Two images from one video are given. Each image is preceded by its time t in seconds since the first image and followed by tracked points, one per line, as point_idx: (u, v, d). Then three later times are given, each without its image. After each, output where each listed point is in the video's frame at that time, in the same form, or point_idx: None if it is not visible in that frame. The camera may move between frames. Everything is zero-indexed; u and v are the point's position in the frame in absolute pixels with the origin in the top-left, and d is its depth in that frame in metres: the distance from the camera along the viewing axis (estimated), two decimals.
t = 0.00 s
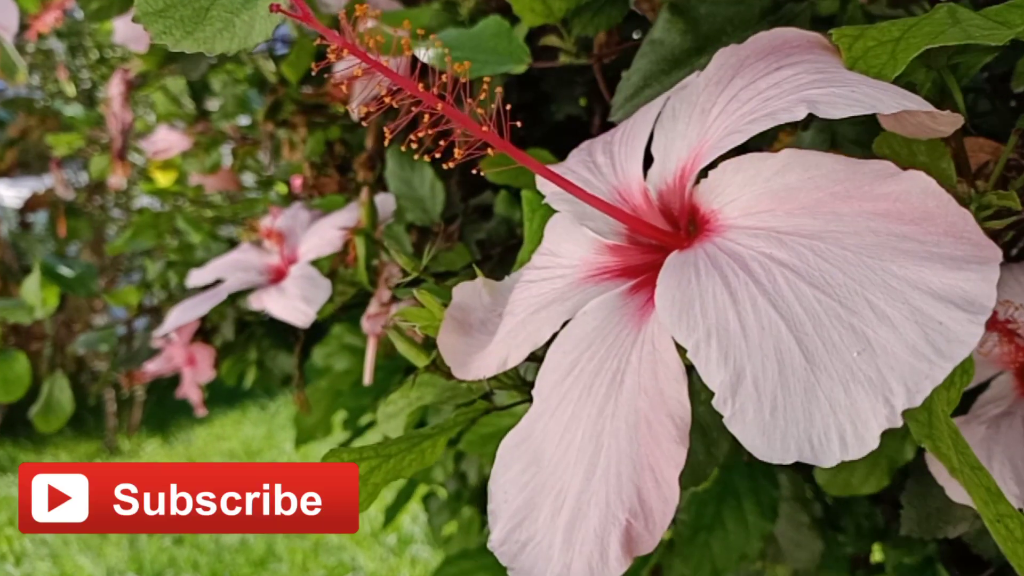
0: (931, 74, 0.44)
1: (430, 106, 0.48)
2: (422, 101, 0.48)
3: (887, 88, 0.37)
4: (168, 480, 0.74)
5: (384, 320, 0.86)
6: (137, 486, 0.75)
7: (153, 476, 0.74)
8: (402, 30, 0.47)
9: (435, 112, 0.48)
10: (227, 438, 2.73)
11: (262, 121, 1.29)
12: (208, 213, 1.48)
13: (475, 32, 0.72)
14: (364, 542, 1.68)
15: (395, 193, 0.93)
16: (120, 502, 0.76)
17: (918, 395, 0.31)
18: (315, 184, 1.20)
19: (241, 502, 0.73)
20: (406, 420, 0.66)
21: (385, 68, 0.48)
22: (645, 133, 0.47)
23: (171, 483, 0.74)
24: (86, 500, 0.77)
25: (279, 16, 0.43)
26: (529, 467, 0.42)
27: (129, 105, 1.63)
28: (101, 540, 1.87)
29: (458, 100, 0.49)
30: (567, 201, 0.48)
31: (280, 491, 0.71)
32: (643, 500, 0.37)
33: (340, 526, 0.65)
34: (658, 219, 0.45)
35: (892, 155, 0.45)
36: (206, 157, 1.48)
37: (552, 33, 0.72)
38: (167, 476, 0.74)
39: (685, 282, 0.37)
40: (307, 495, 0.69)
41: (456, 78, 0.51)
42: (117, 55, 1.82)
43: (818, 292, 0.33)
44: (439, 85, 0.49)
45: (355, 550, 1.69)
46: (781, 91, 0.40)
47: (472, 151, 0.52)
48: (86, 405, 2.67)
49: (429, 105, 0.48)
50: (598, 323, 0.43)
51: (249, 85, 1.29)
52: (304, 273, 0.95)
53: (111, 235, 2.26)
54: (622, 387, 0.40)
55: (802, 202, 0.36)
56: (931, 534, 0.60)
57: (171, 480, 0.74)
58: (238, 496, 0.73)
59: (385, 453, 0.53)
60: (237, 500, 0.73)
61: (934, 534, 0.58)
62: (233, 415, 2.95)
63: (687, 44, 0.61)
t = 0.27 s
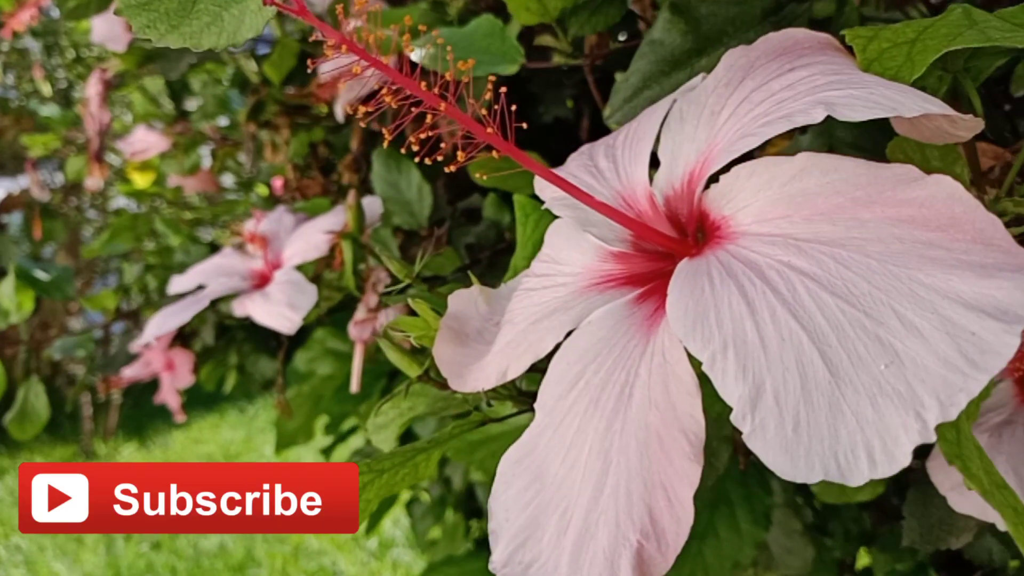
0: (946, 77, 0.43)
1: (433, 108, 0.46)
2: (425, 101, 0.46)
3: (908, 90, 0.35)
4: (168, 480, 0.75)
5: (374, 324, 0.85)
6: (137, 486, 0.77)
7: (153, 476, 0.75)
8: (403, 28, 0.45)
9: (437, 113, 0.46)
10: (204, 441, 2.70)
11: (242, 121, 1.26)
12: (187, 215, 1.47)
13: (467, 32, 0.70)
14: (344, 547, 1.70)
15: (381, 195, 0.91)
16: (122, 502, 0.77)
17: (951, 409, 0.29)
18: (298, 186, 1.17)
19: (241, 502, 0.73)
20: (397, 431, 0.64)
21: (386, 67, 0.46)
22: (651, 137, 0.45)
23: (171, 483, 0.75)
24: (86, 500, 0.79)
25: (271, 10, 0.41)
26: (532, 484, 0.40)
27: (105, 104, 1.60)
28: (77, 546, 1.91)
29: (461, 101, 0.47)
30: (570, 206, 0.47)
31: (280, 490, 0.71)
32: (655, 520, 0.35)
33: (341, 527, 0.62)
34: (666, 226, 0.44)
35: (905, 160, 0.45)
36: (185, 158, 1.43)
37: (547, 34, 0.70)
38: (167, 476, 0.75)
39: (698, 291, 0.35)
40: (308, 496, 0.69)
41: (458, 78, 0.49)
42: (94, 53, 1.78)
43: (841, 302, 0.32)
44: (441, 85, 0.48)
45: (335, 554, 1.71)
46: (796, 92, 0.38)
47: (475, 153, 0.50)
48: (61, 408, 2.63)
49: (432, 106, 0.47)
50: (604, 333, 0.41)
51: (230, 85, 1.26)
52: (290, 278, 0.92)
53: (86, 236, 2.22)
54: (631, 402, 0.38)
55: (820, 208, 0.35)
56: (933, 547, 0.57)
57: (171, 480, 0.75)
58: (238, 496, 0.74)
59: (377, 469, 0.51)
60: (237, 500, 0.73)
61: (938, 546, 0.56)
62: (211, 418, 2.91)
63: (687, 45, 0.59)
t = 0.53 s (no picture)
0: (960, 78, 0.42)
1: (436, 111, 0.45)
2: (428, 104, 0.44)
3: (929, 92, 0.34)
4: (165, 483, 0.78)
5: (358, 330, 0.83)
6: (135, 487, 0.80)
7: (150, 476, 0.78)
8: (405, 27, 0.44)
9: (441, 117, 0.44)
10: (180, 444, 2.66)
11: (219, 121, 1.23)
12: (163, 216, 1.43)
13: (457, 30, 0.68)
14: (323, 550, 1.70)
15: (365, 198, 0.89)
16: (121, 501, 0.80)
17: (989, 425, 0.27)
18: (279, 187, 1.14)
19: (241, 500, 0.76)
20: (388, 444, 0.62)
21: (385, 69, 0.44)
22: (657, 141, 0.43)
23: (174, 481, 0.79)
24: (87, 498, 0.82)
25: (260, 5, 0.39)
26: (537, 503, 0.38)
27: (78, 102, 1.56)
28: (51, 551, 1.96)
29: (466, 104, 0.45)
30: (571, 213, 0.45)
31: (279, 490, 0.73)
32: (670, 544, 0.33)
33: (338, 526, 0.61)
34: (672, 234, 0.42)
35: (918, 165, 0.43)
36: (161, 159, 1.39)
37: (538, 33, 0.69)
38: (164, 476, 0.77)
39: (713, 302, 0.34)
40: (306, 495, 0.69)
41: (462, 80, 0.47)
42: (66, 52, 1.74)
43: (867, 313, 0.30)
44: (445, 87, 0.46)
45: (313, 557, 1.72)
46: (811, 95, 0.37)
47: (479, 157, 0.48)
48: (34, 413, 2.59)
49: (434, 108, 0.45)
50: (610, 346, 0.40)
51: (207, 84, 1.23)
52: (273, 283, 0.89)
53: (59, 238, 2.17)
54: (642, 418, 0.36)
55: (842, 215, 0.33)
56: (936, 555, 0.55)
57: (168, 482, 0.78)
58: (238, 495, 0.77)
59: (371, 485, 0.49)
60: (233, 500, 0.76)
61: (940, 555, 0.54)
62: (187, 421, 2.87)
63: (686, 44, 0.58)
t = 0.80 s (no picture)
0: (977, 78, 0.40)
1: (444, 113, 0.43)
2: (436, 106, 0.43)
3: (954, 93, 0.33)
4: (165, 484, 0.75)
5: (346, 335, 0.82)
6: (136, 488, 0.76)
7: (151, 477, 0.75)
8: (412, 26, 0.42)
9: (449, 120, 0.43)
10: (156, 448, 2.61)
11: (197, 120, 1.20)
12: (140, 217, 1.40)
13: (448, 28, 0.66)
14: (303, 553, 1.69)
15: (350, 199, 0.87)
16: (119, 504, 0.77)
17: None
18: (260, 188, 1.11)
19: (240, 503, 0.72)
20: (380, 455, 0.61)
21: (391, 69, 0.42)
22: (665, 143, 0.42)
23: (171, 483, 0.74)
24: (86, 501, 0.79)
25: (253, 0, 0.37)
26: (546, 521, 0.36)
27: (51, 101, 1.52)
28: (25, 557, 1.93)
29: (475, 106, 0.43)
30: (575, 218, 0.44)
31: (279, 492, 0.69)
32: (691, 566, 0.32)
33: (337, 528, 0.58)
34: (682, 240, 0.41)
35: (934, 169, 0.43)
36: (138, 158, 1.35)
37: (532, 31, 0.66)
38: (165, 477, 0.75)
39: (734, 311, 0.33)
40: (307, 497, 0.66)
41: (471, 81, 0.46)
42: (39, 51, 1.70)
43: (899, 323, 0.29)
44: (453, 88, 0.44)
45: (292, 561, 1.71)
46: (828, 96, 0.36)
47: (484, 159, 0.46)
48: (6, 417, 2.54)
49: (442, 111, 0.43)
50: (620, 356, 0.38)
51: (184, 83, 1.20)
52: (256, 287, 0.87)
53: (31, 239, 2.12)
54: (658, 432, 0.35)
55: (868, 220, 0.32)
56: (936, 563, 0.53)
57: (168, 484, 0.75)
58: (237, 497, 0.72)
59: (367, 501, 0.47)
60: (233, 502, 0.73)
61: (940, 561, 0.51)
62: (164, 423, 2.83)
63: (686, 44, 0.55)
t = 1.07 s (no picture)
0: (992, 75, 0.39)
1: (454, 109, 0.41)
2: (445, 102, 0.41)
3: (978, 90, 0.32)
4: (167, 481, 0.70)
5: (331, 335, 0.80)
6: (138, 486, 0.71)
7: (150, 475, 0.70)
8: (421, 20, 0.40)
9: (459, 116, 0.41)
10: (130, 448, 2.56)
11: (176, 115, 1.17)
12: (114, 214, 1.37)
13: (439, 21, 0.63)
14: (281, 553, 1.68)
15: (333, 196, 0.85)
16: (123, 503, 0.72)
17: None
18: (240, 186, 1.08)
19: (241, 502, 0.68)
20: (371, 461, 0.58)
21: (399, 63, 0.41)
22: (673, 141, 0.41)
23: (171, 482, 0.70)
24: (86, 501, 0.75)
25: None
26: (555, 533, 0.35)
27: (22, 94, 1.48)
28: None
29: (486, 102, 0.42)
30: (578, 218, 0.43)
31: (279, 490, 0.65)
32: None
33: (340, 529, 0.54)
34: (691, 241, 0.39)
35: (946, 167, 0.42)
36: (113, 155, 1.31)
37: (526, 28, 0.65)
38: (166, 476, 0.70)
39: (754, 315, 0.31)
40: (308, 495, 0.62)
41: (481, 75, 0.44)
42: (10, 43, 1.65)
43: (930, 329, 0.28)
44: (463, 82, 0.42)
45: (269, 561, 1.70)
46: (848, 92, 0.34)
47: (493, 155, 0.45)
48: None
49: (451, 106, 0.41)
50: (631, 361, 0.37)
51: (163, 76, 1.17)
52: (238, 287, 0.84)
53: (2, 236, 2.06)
54: (672, 441, 0.34)
55: (896, 220, 0.31)
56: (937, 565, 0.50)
57: (171, 481, 0.70)
58: (238, 495, 0.69)
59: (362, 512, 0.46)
60: (238, 500, 0.68)
61: (939, 564, 0.49)
62: (139, 424, 2.78)
63: (687, 41, 0.51)
